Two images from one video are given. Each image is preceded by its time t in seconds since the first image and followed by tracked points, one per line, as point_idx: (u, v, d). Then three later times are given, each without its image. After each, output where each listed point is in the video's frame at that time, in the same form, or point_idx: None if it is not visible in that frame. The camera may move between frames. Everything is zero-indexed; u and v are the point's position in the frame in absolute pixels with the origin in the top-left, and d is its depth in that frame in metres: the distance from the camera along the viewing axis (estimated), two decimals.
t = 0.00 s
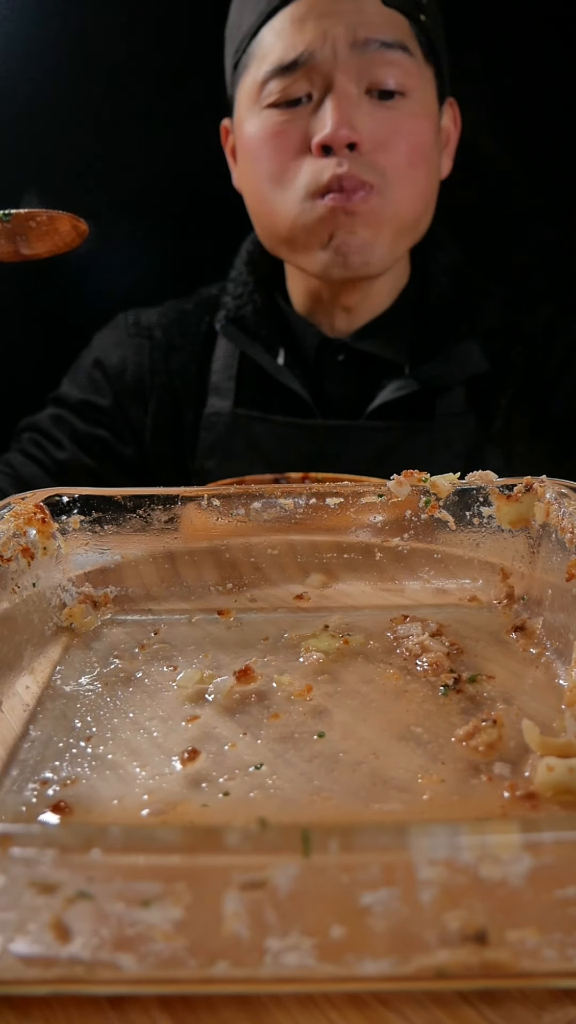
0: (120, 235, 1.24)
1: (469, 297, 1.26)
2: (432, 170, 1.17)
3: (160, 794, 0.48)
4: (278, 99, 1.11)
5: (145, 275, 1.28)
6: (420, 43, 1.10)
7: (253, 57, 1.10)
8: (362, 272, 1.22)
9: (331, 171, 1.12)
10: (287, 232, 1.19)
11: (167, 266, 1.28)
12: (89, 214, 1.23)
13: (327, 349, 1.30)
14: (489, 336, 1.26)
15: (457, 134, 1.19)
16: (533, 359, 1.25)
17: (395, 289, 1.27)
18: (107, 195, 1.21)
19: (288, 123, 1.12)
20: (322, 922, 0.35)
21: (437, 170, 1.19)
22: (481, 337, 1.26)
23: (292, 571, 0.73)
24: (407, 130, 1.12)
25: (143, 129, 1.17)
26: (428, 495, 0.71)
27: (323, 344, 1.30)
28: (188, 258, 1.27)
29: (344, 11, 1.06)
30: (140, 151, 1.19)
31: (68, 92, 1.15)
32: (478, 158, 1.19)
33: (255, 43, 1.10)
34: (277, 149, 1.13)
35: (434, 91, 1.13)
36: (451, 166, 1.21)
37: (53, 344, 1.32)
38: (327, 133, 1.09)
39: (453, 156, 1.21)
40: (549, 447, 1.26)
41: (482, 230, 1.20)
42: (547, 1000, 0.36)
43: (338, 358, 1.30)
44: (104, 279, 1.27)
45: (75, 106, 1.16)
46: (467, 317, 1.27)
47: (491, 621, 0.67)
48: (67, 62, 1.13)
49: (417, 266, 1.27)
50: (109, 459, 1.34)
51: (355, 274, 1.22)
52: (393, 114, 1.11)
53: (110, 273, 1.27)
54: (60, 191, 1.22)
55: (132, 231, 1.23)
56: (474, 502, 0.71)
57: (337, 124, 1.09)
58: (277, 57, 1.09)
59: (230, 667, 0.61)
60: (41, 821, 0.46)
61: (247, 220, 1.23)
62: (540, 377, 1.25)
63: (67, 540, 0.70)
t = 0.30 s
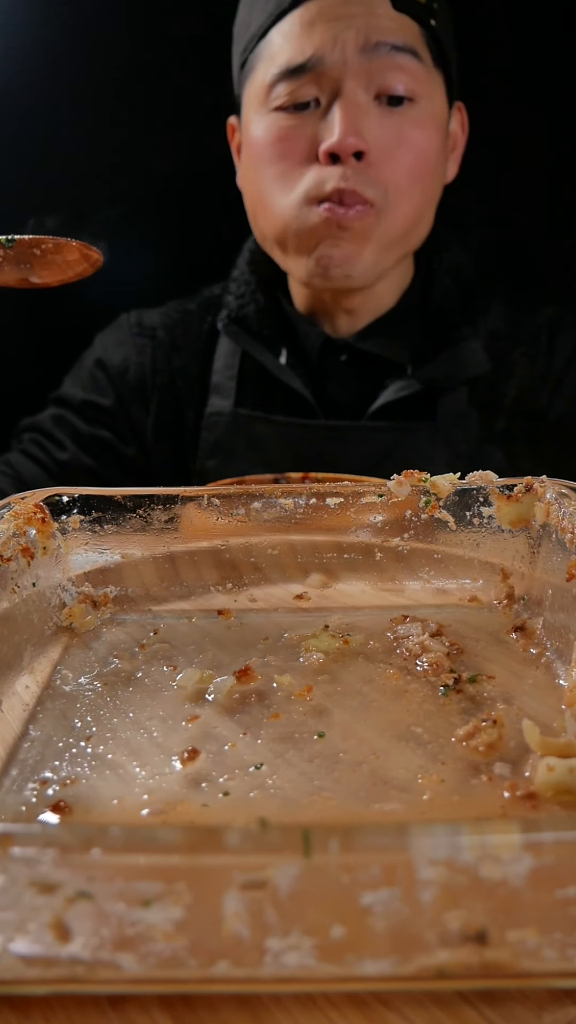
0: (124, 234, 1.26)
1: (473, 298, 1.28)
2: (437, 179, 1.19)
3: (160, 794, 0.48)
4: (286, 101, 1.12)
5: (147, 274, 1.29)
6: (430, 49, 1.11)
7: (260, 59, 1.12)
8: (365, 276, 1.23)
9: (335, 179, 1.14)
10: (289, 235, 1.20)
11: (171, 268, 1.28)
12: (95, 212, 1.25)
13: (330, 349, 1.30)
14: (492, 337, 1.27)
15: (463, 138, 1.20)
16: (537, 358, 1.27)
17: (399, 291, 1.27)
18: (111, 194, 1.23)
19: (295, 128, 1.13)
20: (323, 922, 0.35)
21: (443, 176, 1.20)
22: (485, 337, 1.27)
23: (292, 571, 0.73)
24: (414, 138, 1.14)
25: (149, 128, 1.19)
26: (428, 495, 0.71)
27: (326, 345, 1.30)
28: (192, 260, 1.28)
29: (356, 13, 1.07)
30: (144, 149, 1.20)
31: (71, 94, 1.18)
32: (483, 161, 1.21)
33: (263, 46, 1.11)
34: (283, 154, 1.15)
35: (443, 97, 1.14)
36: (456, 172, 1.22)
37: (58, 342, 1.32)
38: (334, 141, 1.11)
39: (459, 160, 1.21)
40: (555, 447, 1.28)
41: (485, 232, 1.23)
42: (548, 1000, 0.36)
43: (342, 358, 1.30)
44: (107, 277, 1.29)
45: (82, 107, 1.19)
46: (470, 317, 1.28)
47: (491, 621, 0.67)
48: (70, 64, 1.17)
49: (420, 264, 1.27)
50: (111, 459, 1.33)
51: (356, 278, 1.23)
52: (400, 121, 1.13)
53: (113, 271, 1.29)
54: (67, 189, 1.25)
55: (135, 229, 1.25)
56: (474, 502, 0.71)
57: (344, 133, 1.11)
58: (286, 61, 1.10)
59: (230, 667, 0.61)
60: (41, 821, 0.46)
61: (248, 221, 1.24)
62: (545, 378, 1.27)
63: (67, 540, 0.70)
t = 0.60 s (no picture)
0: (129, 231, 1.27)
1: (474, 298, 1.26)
2: (445, 181, 1.20)
3: (160, 794, 0.48)
4: (293, 101, 1.13)
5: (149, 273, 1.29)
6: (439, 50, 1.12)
7: (269, 59, 1.12)
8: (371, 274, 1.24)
9: (346, 183, 1.16)
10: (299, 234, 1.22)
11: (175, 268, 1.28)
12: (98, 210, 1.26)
13: (332, 349, 1.30)
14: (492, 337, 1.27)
15: (471, 139, 1.19)
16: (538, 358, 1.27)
17: (401, 291, 1.26)
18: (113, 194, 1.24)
19: (304, 129, 1.14)
20: (323, 921, 0.35)
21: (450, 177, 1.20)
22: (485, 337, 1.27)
23: (293, 571, 0.73)
24: (422, 140, 1.16)
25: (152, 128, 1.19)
26: (428, 495, 0.71)
27: (329, 346, 1.30)
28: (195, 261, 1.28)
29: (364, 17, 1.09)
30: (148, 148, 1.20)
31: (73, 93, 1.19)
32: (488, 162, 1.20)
33: (271, 46, 1.11)
34: (291, 154, 1.16)
35: (451, 100, 1.16)
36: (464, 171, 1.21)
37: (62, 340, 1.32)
38: (343, 143, 1.13)
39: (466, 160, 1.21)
40: (555, 449, 1.29)
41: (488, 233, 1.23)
42: (548, 1000, 0.36)
43: (344, 358, 1.31)
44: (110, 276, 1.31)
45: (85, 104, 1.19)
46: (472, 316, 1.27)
47: (491, 622, 0.67)
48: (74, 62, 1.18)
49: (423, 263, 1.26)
50: (115, 459, 1.34)
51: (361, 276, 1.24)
52: (409, 122, 1.14)
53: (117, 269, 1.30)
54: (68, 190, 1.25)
55: (138, 227, 1.26)
56: (474, 503, 0.71)
57: (353, 135, 1.13)
58: (295, 62, 1.11)
59: (230, 667, 0.61)
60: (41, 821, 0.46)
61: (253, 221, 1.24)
62: (545, 382, 1.27)
63: (67, 540, 0.70)
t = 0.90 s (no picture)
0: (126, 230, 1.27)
1: (473, 300, 1.29)
2: (441, 178, 1.21)
3: (160, 794, 0.48)
4: (287, 100, 1.14)
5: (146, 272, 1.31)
6: (435, 44, 1.13)
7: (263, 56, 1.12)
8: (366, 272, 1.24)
9: (339, 173, 1.15)
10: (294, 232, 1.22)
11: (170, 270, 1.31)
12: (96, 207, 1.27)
13: (332, 351, 1.31)
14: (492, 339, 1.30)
15: (469, 138, 1.21)
16: (538, 360, 1.29)
17: (399, 292, 1.28)
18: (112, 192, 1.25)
19: (298, 125, 1.14)
20: (324, 922, 0.34)
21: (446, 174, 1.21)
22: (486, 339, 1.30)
23: (292, 571, 0.73)
24: (418, 134, 1.15)
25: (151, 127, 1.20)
26: (428, 495, 0.71)
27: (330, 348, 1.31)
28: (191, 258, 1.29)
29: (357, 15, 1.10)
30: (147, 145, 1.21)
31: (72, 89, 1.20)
32: (486, 163, 1.22)
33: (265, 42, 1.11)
34: (285, 150, 1.16)
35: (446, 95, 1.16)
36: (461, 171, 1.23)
37: (70, 319, 1.35)
38: (336, 134, 1.12)
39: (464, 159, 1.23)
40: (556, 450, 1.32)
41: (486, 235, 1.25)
42: (548, 1000, 0.36)
43: (344, 359, 1.31)
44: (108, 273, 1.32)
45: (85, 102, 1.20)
46: (473, 319, 1.29)
47: (490, 622, 0.67)
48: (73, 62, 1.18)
49: (422, 263, 1.28)
50: (115, 442, 1.39)
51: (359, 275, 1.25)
52: (404, 119, 1.14)
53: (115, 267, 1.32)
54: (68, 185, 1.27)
55: (137, 224, 1.26)
56: (474, 502, 0.71)
57: (346, 127, 1.12)
58: (287, 58, 1.11)
59: (230, 667, 0.61)
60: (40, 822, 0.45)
61: (248, 220, 1.25)
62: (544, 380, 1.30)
63: (66, 540, 0.70)
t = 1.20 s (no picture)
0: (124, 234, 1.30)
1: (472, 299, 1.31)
2: (439, 177, 1.22)
3: (159, 794, 0.48)
4: (284, 100, 1.14)
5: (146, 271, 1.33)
6: (431, 43, 1.13)
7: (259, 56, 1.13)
8: (366, 272, 1.25)
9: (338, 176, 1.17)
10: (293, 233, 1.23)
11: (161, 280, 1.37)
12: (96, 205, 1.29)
13: (332, 353, 1.32)
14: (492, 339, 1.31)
15: (465, 138, 1.22)
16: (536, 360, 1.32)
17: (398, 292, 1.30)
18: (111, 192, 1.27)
19: (295, 126, 1.14)
20: (324, 922, 0.34)
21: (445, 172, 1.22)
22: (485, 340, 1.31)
23: (293, 571, 0.72)
24: (415, 135, 1.16)
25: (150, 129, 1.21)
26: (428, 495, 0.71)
27: (329, 350, 1.32)
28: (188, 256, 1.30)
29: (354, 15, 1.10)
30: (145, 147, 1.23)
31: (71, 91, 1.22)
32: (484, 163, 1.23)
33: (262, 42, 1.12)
34: (282, 152, 1.16)
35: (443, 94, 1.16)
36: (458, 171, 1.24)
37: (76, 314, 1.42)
38: (335, 135, 1.13)
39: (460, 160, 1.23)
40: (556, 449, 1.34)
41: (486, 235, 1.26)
42: (549, 1000, 0.36)
43: (344, 362, 1.32)
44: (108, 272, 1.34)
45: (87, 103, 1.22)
46: (471, 319, 1.31)
47: (491, 622, 0.67)
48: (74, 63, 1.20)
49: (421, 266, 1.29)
50: (117, 433, 1.40)
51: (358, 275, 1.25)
52: (402, 120, 1.15)
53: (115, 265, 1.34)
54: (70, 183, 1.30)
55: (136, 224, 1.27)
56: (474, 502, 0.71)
57: (344, 128, 1.13)
58: (284, 59, 1.12)
59: (230, 667, 0.61)
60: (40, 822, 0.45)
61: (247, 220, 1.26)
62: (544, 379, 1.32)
63: (66, 540, 0.70)
